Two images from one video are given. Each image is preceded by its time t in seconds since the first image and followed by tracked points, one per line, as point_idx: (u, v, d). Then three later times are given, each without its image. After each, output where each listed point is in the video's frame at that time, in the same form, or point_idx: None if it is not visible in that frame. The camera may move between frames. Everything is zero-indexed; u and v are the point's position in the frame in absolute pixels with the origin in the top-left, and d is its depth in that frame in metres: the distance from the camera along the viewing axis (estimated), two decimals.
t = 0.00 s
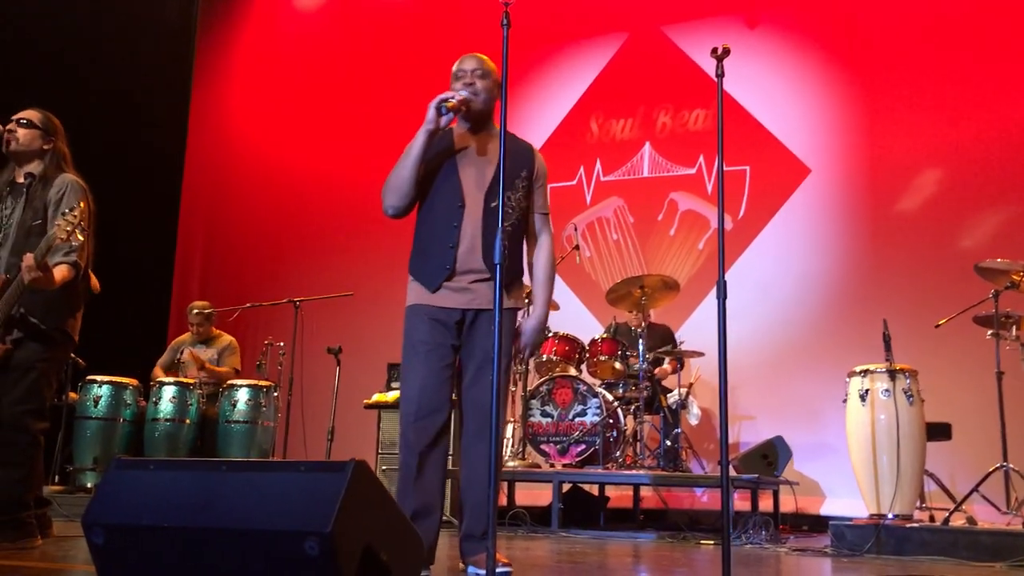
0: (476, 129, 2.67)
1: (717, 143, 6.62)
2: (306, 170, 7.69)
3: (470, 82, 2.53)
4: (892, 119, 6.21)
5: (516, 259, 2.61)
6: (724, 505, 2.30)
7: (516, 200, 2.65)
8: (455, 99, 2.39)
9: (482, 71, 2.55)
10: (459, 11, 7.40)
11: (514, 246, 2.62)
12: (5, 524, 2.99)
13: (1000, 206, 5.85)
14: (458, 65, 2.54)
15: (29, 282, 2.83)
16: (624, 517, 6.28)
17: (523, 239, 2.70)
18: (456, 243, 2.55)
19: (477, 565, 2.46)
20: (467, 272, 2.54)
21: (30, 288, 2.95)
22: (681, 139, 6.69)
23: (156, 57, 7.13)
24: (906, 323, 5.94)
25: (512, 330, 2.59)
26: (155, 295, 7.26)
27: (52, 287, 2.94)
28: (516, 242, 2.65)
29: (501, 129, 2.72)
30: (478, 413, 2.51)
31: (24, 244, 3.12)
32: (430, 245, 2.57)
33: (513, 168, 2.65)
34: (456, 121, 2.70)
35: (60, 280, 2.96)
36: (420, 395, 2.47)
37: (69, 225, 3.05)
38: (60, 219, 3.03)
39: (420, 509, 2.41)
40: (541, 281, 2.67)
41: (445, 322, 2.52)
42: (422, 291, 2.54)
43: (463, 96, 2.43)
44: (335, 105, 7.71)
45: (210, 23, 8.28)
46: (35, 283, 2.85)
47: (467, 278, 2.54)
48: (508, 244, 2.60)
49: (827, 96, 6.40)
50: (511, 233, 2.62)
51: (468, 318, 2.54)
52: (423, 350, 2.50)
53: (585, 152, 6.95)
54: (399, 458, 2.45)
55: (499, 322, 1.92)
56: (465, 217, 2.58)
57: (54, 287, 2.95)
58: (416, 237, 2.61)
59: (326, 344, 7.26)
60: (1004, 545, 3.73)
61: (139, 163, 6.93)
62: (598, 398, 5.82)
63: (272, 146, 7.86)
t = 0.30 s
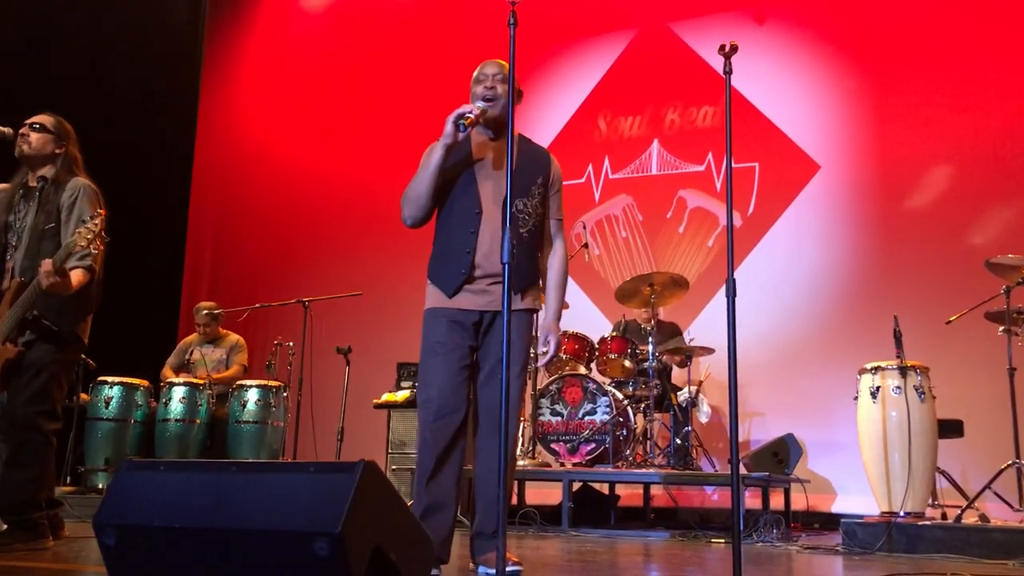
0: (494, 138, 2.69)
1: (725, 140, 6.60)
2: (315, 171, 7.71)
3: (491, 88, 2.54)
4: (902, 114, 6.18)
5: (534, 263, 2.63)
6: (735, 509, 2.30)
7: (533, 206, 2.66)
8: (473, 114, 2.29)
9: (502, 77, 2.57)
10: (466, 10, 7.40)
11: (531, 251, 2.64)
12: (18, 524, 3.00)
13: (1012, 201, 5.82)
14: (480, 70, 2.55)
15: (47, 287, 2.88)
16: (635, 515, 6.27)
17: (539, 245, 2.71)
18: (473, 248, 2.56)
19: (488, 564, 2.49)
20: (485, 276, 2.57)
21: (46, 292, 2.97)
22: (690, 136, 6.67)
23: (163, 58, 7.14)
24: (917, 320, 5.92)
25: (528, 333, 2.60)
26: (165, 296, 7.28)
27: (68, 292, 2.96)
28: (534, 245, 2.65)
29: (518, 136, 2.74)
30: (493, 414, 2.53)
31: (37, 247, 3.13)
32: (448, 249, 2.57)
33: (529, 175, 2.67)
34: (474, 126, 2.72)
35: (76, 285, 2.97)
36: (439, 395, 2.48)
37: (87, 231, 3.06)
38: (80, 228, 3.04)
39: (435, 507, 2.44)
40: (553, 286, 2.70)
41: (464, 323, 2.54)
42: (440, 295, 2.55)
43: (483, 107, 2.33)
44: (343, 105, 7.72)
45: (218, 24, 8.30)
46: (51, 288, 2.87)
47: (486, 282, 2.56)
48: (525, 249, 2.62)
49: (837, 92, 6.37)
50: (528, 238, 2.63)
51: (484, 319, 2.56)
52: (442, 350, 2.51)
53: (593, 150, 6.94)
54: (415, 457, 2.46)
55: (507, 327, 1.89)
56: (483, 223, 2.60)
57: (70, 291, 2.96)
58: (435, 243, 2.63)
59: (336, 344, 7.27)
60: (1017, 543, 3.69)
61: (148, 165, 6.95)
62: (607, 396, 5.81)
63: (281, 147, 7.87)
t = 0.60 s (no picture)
0: (505, 139, 2.70)
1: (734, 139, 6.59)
2: (323, 170, 7.72)
3: (502, 93, 2.54)
4: (911, 113, 6.16)
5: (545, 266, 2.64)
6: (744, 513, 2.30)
7: (544, 209, 2.67)
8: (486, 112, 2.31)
9: (513, 80, 2.56)
10: (473, 9, 7.40)
11: (542, 253, 2.64)
12: (26, 524, 3.00)
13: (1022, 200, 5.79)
14: (490, 76, 2.56)
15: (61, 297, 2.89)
16: (643, 515, 6.27)
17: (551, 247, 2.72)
18: (483, 249, 2.57)
19: (496, 563, 2.49)
20: (494, 277, 2.57)
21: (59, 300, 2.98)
22: (698, 135, 6.66)
23: (171, 58, 7.15)
24: (927, 319, 5.89)
25: (539, 334, 2.60)
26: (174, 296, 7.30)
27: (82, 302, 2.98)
28: (545, 248, 2.67)
29: (530, 138, 2.75)
30: (502, 413, 2.53)
31: (53, 258, 3.16)
32: (460, 251, 2.59)
33: (540, 177, 2.67)
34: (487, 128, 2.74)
35: (89, 295, 2.99)
36: (450, 395, 2.49)
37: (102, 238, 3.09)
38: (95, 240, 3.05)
39: (445, 506, 2.45)
40: (570, 292, 2.68)
41: (475, 323, 2.54)
42: (451, 296, 2.57)
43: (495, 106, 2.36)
44: (351, 105, 7.73)
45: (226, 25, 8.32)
46: (65, 297, 2.90)
47: (496, 282, 2.56)
48: (536, 251, 2.63)
49: (845, 91, 6.35)
50: (538, 241, 2.64)
51: (494, 319, 2.56)
52: (452, 349, 2.52)
53: (601, 149, 6.93)
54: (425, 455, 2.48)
55: (516, 331, 1.90)
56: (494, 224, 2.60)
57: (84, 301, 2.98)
58: (448, 243, 2.65)
59: (345, 343, 7.28)
60: None
61: (157, 165, 6.97)
62: (616, 396, 5.80)
63: (289, 147, 7.89)
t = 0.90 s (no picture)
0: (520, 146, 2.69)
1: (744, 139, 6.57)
2: (333, 170, 7.73)
3: (517, 98, 2.55)
4: (922, 113, 6.14)
5: (555, 268, 2.63)
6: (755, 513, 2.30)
7: (553, 212, 2.68)
8: (501, 123, 2.28)
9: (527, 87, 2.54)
10: (483, 9, 7.40)
11: (551, 255, 2.64)
12: (41, 520, 3.03)
13: None
14: (507, 79, 2.58)
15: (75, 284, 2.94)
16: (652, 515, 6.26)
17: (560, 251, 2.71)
18: (492, 252, 2.58)
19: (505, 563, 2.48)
20: (503, 279, 2.57)
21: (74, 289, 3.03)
22: (708, 135, 6.65)
23: (181, 58, 7.17)
24: (937, 320, 5.87)
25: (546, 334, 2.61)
26: (184, 295, 7.33)
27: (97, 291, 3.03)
28: (554, 251, 2.66)
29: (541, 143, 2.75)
30: (509, 411, 2.54)
31: (70, 254, 3.17)
32: (469, 253, 2.60)
33: (550, 181, 2.67)
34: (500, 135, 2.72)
35: (103, 285, 3.04)
36: (456, 393, 2.51)
37: (114, 229, 3.14)
38: (107, 224, 3.13)
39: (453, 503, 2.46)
40: (576, 292, 2.69)
41: (482, 323, 2.56)
42: (458, 296, 2.58)
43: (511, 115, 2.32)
44: (360, 105, 7.74)
45: (236, 26, 8.33)
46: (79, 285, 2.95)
47: (503, 284, 2.56)
48: (546, 254, 2.63)
49: (855, 90, 6.33)
50: (547, 244, 2.64)
51: (500, 318, 2.57)
52: (457, 346, 2.54)
53: (610, 149, 6.92)
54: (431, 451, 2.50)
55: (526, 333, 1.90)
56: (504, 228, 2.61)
57: (97, 291, 3.03)
58: (458, 247, 2.65)
59: (354, 343, 7.29)
60: None
61: (167, 165, 6.99)
62: (625, 396, 5.80)
63: (299, 147, 7.90)
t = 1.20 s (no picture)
0: (525, 146, 2.75)
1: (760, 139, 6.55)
2: (348, 171, 7.75)
3: (521, 97, 2.62)
4: (939, 113, 6.10)
5: (564, 269, 2.64)
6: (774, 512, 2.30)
7: (562, 212, 2.68)
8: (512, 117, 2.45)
9: (531, 87, 2.64)
10: (498, 10, 7.41)
11: (560, 256, 2.65)
12: (62, 516, 3.07)
13: None
14: (509, 83, 2.63)
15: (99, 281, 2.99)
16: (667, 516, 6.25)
17: (568, 252, 2.72)
18: (506, 249, 2.60)
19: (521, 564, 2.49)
20: (514, 279, 2.59)
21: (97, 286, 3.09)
22: (724, 135, 6.63)
23: (197, 59, 7.20)
24: (956, 321, 5.84)
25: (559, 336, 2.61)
26: (200, 295, 7.36)
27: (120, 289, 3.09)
28: (563, 252, 2.67)
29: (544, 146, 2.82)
30: (523, 413, 2.55)
31: (92, 255, 3.21)
32: (481, 250, 2.62)
33: (558, 182, 2.69)
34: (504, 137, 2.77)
35: (126, 283, 3.09)
36: (471, 396, 2.53)
37: (138, 228, 3.20)
38: (130, 223, 3.19)
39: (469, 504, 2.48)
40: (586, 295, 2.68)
41: (496, 326, 2.57)
42: (472, 298, 2.60)
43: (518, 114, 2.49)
44: (376, 106, 7.75)
45: (253, 26, 8.36)
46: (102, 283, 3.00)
47: (516, 280, 2.59)
48: (555, 254, 2.64)
49: (872, 90, 6.30)
50: (558, 243, 2.65)
51: (512, 322, 2.58)
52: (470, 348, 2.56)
53: (626, 149, 6.91)
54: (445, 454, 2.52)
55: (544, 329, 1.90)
56: (514, 227, 2.63)
57: (120, 289, 3.09)
58: (467, 246, 2.67)
59: (370, 342, 7.30)
60: None
61: (184, 166, 7.02)
62: (640, 397, 5.79)
63: (314, 148, 7.93)
